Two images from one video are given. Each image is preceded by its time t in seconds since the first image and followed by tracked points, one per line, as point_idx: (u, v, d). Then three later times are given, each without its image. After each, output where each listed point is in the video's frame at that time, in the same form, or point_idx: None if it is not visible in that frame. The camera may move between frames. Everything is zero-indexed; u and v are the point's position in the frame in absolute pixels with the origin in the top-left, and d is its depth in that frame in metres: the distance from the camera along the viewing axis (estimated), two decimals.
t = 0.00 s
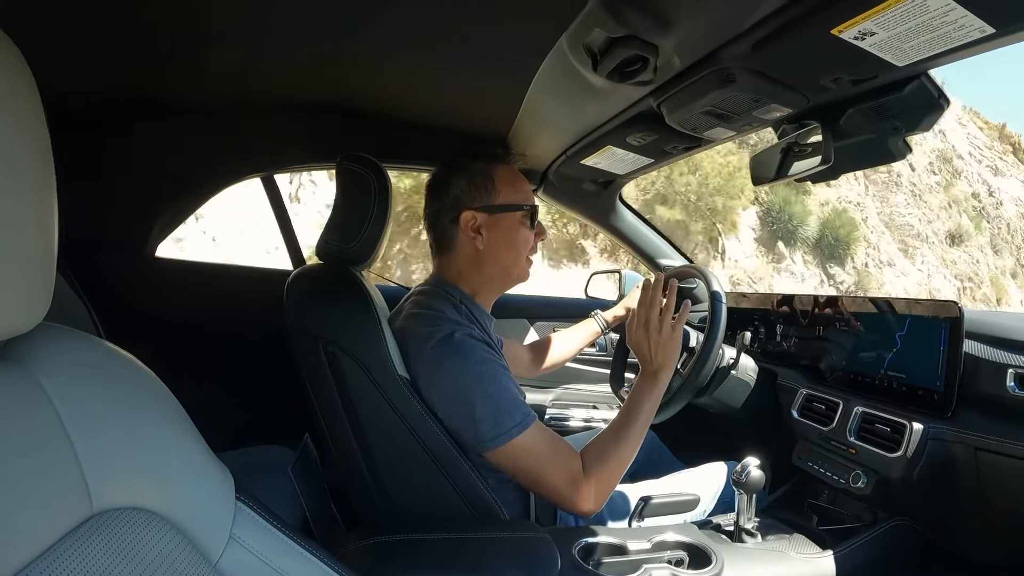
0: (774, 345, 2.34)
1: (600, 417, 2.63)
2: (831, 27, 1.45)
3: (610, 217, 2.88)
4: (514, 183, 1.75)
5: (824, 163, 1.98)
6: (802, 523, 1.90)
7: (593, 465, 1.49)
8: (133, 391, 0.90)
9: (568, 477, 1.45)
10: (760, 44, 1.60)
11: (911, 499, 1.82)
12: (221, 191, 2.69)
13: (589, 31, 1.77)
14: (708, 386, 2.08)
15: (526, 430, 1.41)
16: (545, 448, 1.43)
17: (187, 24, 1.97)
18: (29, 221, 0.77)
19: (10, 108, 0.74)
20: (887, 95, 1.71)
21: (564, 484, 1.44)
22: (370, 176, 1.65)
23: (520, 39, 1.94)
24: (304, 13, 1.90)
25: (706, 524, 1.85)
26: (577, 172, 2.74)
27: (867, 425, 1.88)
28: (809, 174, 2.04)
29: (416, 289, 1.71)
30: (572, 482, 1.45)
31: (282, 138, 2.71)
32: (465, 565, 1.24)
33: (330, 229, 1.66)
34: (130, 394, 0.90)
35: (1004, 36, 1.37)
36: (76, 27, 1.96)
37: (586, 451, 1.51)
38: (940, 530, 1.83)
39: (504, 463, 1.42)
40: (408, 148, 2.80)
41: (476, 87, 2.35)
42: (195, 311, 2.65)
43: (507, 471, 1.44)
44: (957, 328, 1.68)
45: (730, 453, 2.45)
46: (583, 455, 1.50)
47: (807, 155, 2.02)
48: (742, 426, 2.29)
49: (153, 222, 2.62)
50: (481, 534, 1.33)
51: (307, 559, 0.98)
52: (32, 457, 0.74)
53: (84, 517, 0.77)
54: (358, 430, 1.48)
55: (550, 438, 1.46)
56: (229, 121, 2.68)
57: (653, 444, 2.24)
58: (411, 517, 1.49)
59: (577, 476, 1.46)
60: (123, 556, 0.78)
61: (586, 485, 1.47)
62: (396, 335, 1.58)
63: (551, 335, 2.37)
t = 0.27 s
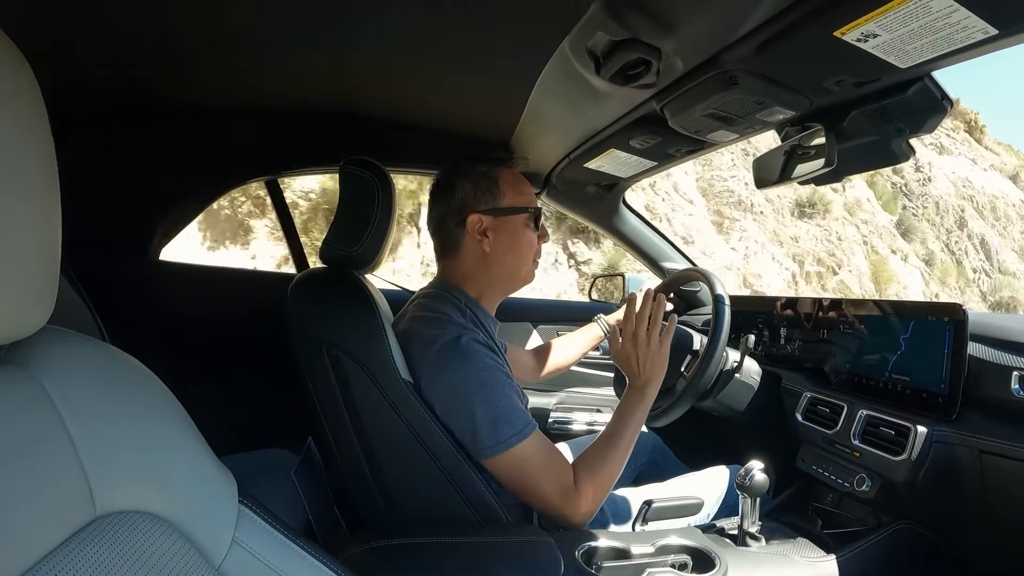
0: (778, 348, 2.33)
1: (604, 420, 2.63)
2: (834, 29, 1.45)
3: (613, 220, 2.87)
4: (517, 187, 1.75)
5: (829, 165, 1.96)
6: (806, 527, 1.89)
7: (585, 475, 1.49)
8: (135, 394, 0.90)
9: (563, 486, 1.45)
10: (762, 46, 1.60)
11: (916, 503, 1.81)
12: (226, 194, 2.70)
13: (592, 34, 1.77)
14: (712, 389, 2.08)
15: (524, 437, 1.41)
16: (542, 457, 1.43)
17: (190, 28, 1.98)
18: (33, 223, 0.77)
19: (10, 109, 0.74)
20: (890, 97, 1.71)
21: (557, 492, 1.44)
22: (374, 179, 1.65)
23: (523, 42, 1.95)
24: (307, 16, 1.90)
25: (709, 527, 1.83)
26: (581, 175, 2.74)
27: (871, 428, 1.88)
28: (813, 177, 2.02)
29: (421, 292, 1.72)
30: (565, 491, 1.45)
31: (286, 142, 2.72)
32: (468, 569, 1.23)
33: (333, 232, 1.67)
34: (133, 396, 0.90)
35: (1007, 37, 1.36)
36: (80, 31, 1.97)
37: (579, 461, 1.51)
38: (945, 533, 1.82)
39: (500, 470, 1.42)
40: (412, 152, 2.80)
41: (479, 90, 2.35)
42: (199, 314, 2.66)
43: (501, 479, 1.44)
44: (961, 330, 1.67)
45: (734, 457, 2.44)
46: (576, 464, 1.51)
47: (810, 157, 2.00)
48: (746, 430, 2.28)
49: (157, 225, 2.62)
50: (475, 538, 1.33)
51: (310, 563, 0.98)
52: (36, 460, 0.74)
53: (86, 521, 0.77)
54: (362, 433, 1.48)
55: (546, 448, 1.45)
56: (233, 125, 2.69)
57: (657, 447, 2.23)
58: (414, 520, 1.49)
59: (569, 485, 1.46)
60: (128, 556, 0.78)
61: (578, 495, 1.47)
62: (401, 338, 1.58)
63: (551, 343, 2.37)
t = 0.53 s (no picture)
0: (782, 350, 2.33)
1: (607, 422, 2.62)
2: (838, 30, 1.45)
3: (617, 222, 2.87)
4: (519, 189, 1.76)
5: (832, 167, 1.99)
6: (810, 530, 1.88)
7: (583, 476, 1.49)
8: (139, 396, 0.91)
9: (561, 488, 1.45)
10: (766, 48, 1.59)
11: (921, 505, 1.81)
12: (232, 196, 2.72)
13: (596, 35, 1.77)
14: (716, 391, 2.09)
15: (525, 440, 1.41)
16: (541, 461, 1.43)
17: (194, 29, 1.98)
18: (37, 225, 0.77)
19: (16, 111, 0.74)
20: (895, 99, 1.71)
21: (555, 495, 1.44)
22: (378, 181, 1.66)
23: (527, 44, 1.95)
24: (311, 18, 1.90)
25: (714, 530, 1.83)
26: (585, 177, 2.74)
27: (875, 430, 1.87)
28: (817, 178, 2.05)
29: (425, 294, 1.72)
30: (563, 493, 1.45)
31: (290, 144, 2.73)
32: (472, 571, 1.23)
33: (336, 234, 1.67)
34: (138, 398, 0.90)
35: (1012, 38, 1.36)
36: (86, 32, 1.98)
37: (578, 461, 1.52)
38: (951, 536, 1.81)
39: (500, 473, 1.42)
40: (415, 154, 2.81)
41: (483, 93, 2.36)
42: (204, 316, 2.66)
43: (499, 482, 1.44)
44: (966, 332, 1.67)
45: (739, 459, 2.44)
46: (574, 465, 1.51)
47: (815, 159, 2.02)
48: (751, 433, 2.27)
49: (161, 227, 2.63)
50: (472, 540, 1.33)
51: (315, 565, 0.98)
52: (41, 461, 0.75)
53: (91, 522, 0.77)
54: (365, 435, 1.48)
55: (546, 450, 1.45)
56: (237, 127, 2.70)
57: (661, 449, 2.22)
58: (417, 522, 1.49)
59: (567, 487, 1.46)
60: (132, 556, 0.78)
61: (577, 495, 1.48)
62: (405, 339, 1.59)
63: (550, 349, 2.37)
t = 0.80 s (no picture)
0: (783, 349, 2.33)
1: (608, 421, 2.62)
2: (840, 29, 1.44)
3: (618, 221, 2.87)
4: (517, 186, 1.76)
5: (835, 165, 1.98)
6: (810, 528, 1.88)
7: (580, 473, 1.50)
8: (138, 393, 0.91)
9: (558, 487, 1.46)
10: (769, 46, 1.59)
11: (922, 504, 1.81)
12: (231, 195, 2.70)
13: (597, 34, 1.77)
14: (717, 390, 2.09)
15: (523, 437, 1.41)
16: (538, 458, 1.43)
17: (196, 28, 1.99)
18: (38, 224, 0.77)
19: (16, 110, 0.74)
20: (897, 97, 1.70)
21: (551, 493, 1.45)
22: (379, 179, 1.66)
23: (528, 43, 1.95)
24: (313, 17, 1.90)
25: (714, 528, 1.83)
26: (586, 175, 2.74)
27: (876, 429, 1.87)
28: (819, 176, 2.04)
29: (425, 291, 1.72)
30: (560, 492, 1.45)
31: (291, 142, 2.73)
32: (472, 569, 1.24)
33: (338, 231, 1.67)
34: (139, 396, 0.90)
35: (1014, 37, 1.35)
36: (88, 31, 1.98)
37: (574, 457, 1.52)
38: (952, 536, 1.81)
39: (498, 470, 1.42)
40: (417, 153, 2.81)
41: (484, 91, 2.35)
42: (205, 314, 2.67)
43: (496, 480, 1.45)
44: (967, 331, 1.66)
45: (740, 458, 2.44)
46: (571, 463, 1.51)
47: (816, 158, 2.01)
48: (753, 432, 2.27)
49: (163, 225, 2.63)
50: (471, 537, 1.33)
51: (315, 562, 0.98)
52: (40, 459, 0.75)
53: (90, 520, 0.77)
54: (365, 432, 1.48)
55: (543, 449, 1.45)
56: (239, 126, 2.70)
57: (662, 448, 2.22)
58: (417, 519, 1.49)
59: (563, 485, 1.46)
60: (133, 553, 0.79)
61: (575, 494, 1.48)
62: (405, 336, 1.59)
63: (547, 351, 2.37)
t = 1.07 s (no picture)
0: (783, 347, 2.33)
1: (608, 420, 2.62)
2: (838, 27, 1.44)
3: (618, 220, 2.87)
4: (511, 184, 1.75)
5: (834, 164, 1.98)
6: (812, 526, 1.88)
7: (581, 474, 1.49)
8: (138, 395, 0.91)
9: (558, 488, 1.45)
10: (767, 45, 1.59)
11: (922, 501, 1.81)
12: (230, 198, 2.71)
13: (595, 33, 1.77)
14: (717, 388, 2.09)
15: (523, 438, 1.41)
16: (538, 460, 1.43)
17: (194, 30, 1.99)
18: (38, 227, 0.77)
19: (16, 114, 0.74)
20: (896, 95, 1.70)
21: (552, 494, 1.45)
22: (378, 179, 1.66)
23: (526, 43, 1.95)
24: (311, 18, 1.90)
25: (715, 527, 1.83)
26: (585, 175, 2.74)
27: (876, 427, 1.87)
28: (818, 174, 2.04)
29: (423, 293, 1.72)
30: (560, 493, 1.45)
31: (290, 143, 2.73)
32: (474, 570, 1.24)
33: (337, 233, 1.67)
34: (139, 399, 0.90)
35: (1012, 34, 1.36)
36: (86, 34, 1.98)
37: (576, 459, 1.52)
38: (953, 533, 1.81)
39: (499, 472, 1.42)
40: (415, 153, 2.81)
41: (483, 91, 2.35)
42: (205, 315, 2.67)
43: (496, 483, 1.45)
44: (967, 329, 1.66)
45: (740, 457, 2.44)
46: (573, 463, 1.51)
47: (815, 155, 2.00)
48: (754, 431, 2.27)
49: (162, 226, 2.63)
50: (472, 538, 1.33)
51: (317, 564, 0.98)
52: (42, 462, 0.74)
53: (91, 523, 0.77)
54: (366, 434, 1.48)
55: (544, 450, 1.45)
56: (237, 127, 2.70)
57: (663, 447, 2.22)
58: (418, 520, 1.49)
59: (564, 487, 1.46)
60: (134, 556, 0.79)
61: (575, 495, 1.48)
62: (404, 338, 1.59)
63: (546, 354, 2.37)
